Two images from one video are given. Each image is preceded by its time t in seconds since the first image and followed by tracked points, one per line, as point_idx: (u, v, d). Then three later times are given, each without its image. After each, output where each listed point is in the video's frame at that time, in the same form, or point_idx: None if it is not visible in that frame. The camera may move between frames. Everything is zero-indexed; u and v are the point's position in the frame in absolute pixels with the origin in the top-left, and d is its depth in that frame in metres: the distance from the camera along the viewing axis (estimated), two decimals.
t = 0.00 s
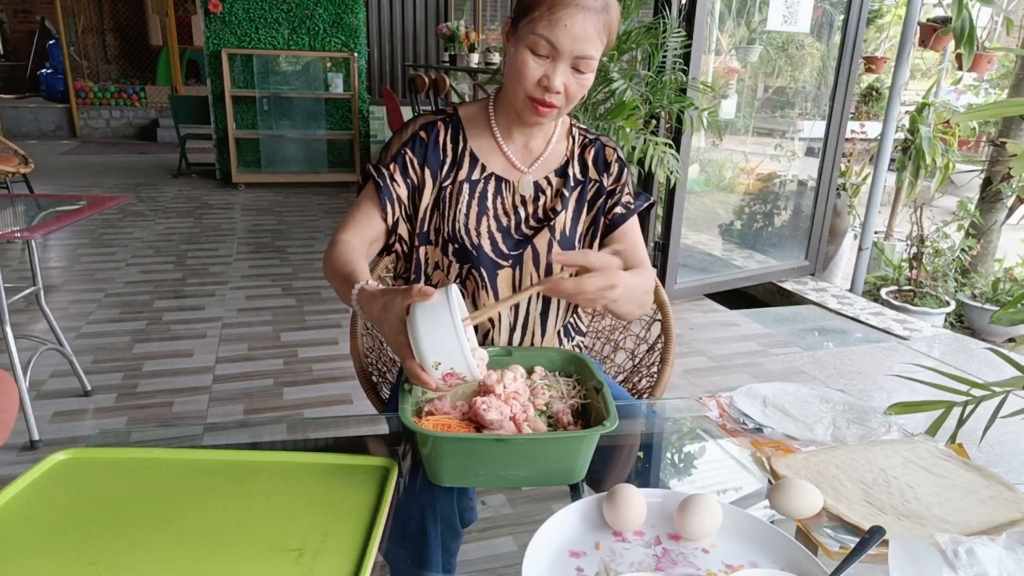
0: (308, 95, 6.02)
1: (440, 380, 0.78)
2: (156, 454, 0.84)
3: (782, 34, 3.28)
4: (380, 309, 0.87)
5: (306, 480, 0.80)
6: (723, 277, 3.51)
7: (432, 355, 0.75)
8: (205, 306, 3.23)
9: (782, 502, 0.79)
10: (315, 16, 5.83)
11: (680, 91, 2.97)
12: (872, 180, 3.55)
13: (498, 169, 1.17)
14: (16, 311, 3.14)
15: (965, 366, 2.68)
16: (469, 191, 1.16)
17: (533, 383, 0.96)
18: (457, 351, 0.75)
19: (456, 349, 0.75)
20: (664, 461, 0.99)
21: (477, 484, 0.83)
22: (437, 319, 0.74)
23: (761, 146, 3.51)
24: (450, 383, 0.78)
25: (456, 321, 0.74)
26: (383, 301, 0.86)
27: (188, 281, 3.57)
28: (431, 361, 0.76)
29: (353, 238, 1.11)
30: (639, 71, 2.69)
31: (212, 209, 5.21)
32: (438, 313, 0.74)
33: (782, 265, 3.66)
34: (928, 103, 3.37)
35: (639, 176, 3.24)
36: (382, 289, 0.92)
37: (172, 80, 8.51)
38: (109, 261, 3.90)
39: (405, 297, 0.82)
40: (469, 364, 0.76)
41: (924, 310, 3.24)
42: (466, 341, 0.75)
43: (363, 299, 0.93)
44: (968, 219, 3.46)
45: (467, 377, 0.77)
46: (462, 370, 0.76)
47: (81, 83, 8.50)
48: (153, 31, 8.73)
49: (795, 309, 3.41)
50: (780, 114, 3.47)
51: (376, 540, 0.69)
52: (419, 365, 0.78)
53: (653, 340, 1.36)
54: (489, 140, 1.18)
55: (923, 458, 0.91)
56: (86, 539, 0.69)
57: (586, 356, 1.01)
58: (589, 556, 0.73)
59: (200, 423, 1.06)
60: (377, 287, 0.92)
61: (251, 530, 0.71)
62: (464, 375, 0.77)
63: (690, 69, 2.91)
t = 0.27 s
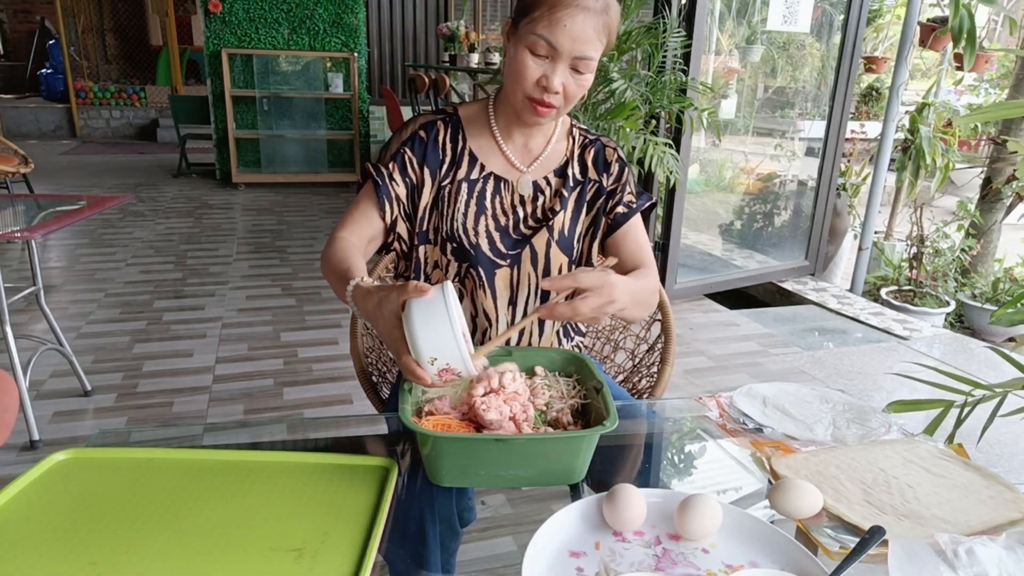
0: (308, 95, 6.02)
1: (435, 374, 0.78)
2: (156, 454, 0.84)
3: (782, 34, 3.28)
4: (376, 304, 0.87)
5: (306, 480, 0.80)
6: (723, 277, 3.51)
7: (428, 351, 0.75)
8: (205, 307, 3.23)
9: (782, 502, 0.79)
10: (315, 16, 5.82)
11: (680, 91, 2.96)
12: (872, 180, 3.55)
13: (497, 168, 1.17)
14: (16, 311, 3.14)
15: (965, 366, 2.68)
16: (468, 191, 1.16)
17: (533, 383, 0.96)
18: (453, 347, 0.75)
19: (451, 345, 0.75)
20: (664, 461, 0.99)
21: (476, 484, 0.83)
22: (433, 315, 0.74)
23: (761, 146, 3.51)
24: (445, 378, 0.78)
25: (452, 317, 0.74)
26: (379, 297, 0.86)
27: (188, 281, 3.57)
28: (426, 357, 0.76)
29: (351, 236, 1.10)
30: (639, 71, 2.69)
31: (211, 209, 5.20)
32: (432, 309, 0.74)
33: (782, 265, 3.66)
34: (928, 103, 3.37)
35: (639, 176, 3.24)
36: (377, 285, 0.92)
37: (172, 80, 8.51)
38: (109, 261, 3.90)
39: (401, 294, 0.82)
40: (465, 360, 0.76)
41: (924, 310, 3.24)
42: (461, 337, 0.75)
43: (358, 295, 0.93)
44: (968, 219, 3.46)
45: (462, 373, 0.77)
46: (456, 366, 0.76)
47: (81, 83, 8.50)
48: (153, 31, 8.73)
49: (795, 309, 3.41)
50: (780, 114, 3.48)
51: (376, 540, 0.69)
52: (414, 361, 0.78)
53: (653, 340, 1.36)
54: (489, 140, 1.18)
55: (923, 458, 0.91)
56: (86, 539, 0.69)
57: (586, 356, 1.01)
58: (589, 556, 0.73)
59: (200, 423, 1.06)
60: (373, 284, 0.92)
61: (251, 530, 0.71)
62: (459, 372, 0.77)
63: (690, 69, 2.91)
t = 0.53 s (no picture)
0: (308, 95, 6.02)
1: (441, 373, 0.78)
2: (156, 454, 0.84)
3: (782, 34, 3.28)
4: (378, 303, 0.87)
5: (306, 480, 0.80)
6: (723, 277, 3.51)
7: (433, 349, 0.75)
8: (205, 307, 3.23)
9: (782, 502, 0.79)
10: (315, 16, 5.82)
11: (680, 91, 2.96)
12: (872, 180, 3.55)
13: (498, 168, 1.17)
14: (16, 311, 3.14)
15: (965, 366, 2.68)
16: (470, 191, 1.16)
17: (533, 383, 0.96)
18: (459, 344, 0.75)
19: (457, 342, 0.75)
20: (664, 461, 0.99)
21: (477, 484, 0.83)
22: (438, 312, 0.74)
23: (761, 146, 3.51)
24: (451, 376, 0.78)
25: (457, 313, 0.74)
26: (382, 296, 0.86)
27: (188, 281, 3.57)
28: (431, 355, 0.76)
29: (353, 237, 1.11)
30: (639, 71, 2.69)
31: (212, 209, 5.20)
32: (436, 306, 0.74)
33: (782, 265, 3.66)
34: (928, 103, 3.37)
35: (639, 176, 3.24)
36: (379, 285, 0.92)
37: (172, 80, 8.51)
38: (109, 261, 3.90)
39: (404, 292, 0.82)
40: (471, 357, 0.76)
41: (924, 310, 3.24)
42: (467, 335, 0.75)
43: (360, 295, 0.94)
44: (968, 219, 3.46)
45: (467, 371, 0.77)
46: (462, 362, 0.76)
47: (81, 83, 8.51)
48: (153, 31, 8.73)
49: (795, 309, 3.41)
50: (780, 114, 3.48)
51: (377, 540, 0.69)
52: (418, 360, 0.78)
53: (653, 340, 1.36)
54: (490, 140, 1.18)
55: (923, 458, 0.91)
56: (86, 539, 0.69)
57: (587, 356, 1.01)
58: (588, 556, 0.73)
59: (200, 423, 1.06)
60: (374, 284, 0.92)
61: (251, 530, 0.71)
62: (465, 369, 0.77)
63: (690, 69, 2.91)
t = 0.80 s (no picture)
0: (308, 95, 6.02)
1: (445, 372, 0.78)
2: (156, 454, 0.84)
3: (782, 34, 3.28)
4: (377, 307, 0.87)
5: (306, 480, 0.80)
6: (723, 277, 3.51)
7: (435, 350, 0.75)
8: (205, 307, 3.23)
9: (781, 502, 0.79)
10: (315, 16, 5.82)
11: (680, 91, 2.96)
12: (872, 180, 3.55)
13: (498, 169, 1.17)
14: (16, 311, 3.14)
15: (965, 366, 2.68)
16: (470, 191, 1.16)
17: (533, 383, 0.96)
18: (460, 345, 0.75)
19: (459, 341, 0.75)
20: (664, 461, 0.99)
21: (476, 484, 0.83)
22: (437, 313, 0.74)
23: (761, 146, 3.51)
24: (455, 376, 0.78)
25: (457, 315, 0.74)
26: (381, 299, 0.86)
27: (188, 281, 3.57)
28: (434, 355, 0.76)
29: (353, 238, 1.11)
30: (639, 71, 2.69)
31: (212, 209, 5.20)
32: (435, 307, 0.74)
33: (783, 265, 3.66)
34: (928, 103, 3.37)
35: (639, 176, 3.24)
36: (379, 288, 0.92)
37: (172, 80, 8.51)
38: (109, 261, 3.90)
39: (403, 294, 0.82)
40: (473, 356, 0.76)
41: (924, 310, 3.24)
42: (468, 334, 0.75)
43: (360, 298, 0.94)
44: (968, 219, 3.47)
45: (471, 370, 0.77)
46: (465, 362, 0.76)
47: (81, 83, 8.51)
48: (153, 31, 8.73)
49: (795, 309, 3.41)
50: (780, 114, 3.48)
51: (376, 540, 0.69)
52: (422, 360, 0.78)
53: (653, 340, 1.36)
54: (490, 140, 1.18)
55: (923, 458, 0.91)
56: (86, 539, 0.69)
57: (586, 356, 1.01)
58: (588, 556, 0.73)
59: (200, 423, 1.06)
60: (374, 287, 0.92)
61: (251, 530, 0.71)
62: (468, 369, 0.77)
63: (691, 69, 2.91)
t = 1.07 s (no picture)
0: (308, 95, 6.02)
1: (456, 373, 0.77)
2: (156, 454, 0.84)
3: (782, 34, 3.28)
4: (385, 308, 0.87)
5: (306, 480, 0.80)
6: (723, 277, 3.51)
7: (450, 348, 0.74)
8: (205, 307, 3.23)
9: (782, 501, 0.79)
10: (315, 16, 5.82)
11: (680, 90, 2.96)
12: (872, 180, 3.55)
13: (499, 169, 1.17)
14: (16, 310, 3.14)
15: (965, 366, 2.67)
16: (472, 192, 1.16)
17: (534, 383, 0.96)
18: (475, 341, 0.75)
19: (473, 338, 0.74)
20: (664, 460, 0.99)
21: (477, 484, 0.84)
22: (452, 309, 0.74)
23: (761, 146, 3.51)
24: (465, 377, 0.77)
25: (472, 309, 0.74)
26: (388, 301, 0.86)
27: (188, 281, 3.57)
28: (448, 353, 0.75)
29: (356, 238, 1.11)
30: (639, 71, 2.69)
31: (212, 209, 5.20)
32: (450, 304, 0.74)
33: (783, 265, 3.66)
34: (928, 103, 3.37)
35: (639, 176, 3.24)
36: (383, 289, 0.92)
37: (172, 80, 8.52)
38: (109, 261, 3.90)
39: (413, 294, 0.82)
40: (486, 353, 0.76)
41: (924, 310, 3.24)
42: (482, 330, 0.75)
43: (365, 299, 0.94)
44: (968, 219, 3.47)
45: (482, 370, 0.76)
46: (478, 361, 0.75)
47: (81, 83, 8.51)
48: (153, 31, 8.73)
49: (796, 309, 3.41)
50: (780, 114, 3.48)
51: (376, 540, 0.69)
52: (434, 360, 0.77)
53: (653, 340, 1.36)
54: (492, 140, 1.18)
55: (923, 458, 0.91)
56: (86, 539, 0.69)
57: (587, 356, 1.01)
58: (589, 556, 0.73)
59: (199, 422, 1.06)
60: (379, 288, 0.92)
61: (252, 530, 0.71)
62: (480, 369, 0.76)
63: (691, 69, 2.91)
